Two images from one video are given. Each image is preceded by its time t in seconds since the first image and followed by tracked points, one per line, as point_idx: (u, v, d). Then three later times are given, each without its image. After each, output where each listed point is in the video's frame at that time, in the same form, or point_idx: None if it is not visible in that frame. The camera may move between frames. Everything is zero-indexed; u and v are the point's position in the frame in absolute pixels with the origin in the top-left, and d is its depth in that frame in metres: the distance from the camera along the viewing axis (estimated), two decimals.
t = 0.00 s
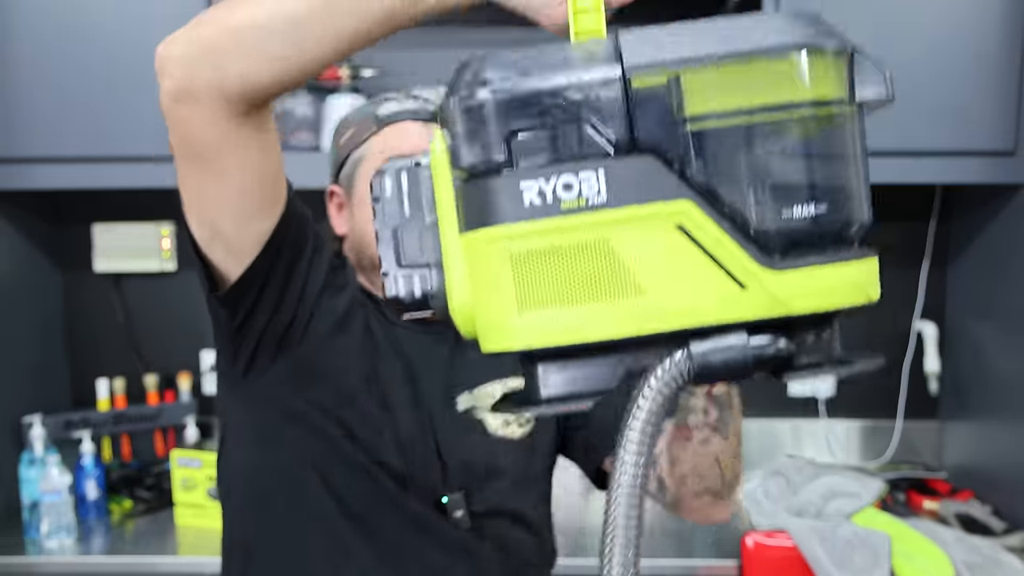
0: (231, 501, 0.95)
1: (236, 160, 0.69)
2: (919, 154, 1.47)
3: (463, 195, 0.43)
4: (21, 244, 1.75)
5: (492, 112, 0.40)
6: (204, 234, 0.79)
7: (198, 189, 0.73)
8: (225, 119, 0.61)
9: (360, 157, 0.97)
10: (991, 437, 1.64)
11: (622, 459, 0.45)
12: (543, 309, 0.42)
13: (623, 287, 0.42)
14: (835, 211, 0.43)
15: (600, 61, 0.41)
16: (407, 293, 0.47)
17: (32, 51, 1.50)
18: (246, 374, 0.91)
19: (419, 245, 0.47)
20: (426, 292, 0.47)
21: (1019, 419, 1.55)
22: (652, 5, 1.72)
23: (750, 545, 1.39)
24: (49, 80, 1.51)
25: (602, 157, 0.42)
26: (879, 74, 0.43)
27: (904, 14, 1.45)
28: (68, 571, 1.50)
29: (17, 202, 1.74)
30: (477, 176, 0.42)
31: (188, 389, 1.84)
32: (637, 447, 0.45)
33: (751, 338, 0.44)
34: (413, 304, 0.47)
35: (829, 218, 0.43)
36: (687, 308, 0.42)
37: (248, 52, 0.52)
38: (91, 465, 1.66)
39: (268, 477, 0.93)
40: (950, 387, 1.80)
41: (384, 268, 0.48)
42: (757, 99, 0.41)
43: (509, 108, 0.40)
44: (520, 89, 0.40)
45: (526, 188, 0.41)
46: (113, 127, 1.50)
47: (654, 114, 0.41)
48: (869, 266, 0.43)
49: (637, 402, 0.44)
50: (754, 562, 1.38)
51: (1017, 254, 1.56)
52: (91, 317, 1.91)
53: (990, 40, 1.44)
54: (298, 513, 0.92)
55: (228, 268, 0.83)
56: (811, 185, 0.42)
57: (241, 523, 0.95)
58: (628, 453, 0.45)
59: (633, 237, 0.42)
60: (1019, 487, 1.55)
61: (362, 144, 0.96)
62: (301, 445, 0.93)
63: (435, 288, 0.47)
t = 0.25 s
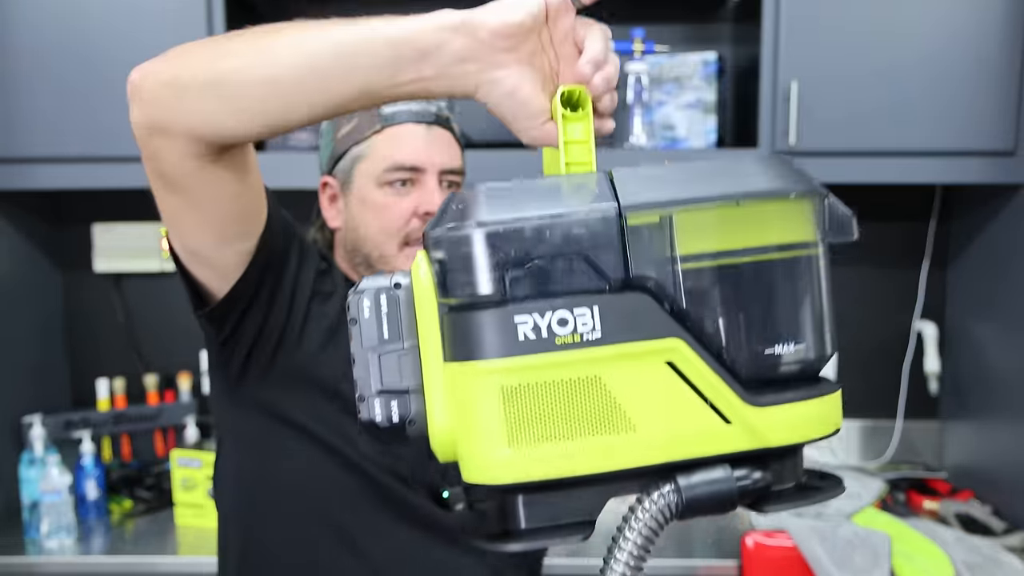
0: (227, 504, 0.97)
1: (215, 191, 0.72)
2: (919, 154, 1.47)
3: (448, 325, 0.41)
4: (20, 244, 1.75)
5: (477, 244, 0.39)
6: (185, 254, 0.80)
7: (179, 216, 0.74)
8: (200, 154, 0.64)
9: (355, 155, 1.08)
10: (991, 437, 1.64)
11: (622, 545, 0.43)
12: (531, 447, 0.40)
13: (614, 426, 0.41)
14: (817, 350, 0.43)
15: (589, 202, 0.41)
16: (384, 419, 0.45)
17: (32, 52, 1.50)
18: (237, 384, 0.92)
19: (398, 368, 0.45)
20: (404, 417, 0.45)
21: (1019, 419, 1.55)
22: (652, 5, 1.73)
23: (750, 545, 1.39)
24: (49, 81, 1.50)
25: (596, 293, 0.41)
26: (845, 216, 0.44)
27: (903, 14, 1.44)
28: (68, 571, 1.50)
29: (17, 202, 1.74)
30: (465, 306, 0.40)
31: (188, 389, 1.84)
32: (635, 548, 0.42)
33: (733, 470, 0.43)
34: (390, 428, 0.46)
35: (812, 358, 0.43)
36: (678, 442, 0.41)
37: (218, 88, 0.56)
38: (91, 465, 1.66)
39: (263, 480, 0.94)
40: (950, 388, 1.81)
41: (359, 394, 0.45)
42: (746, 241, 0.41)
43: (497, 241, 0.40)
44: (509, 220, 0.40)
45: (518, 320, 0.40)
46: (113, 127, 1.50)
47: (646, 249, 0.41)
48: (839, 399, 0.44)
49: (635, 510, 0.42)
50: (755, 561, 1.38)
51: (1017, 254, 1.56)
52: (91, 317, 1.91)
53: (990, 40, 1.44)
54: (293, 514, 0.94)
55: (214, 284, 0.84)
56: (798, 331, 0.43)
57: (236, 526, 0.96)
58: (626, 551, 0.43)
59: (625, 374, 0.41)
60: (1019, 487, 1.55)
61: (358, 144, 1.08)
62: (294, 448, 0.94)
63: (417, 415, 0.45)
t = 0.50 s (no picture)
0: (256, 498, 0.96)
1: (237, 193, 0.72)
2: (920, 154, 1.47)
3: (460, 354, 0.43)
4: (20, 243, 1.75)
5: (490, 275, 0.42)
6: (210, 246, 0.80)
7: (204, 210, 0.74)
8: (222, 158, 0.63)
9: (374, 154, 1.05)
10: (991, 436, 1.64)
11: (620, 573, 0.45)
12: (536, 473, 0.43)
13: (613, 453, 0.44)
14: (786, 394, 0.48)
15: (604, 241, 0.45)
16: (382, 445, 0.44)
17: (32, 52, 1.50)
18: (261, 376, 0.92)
19: (398, 396, 0.44)
20: (401, 446, 0.44)
21: (1019, 418, 1.55)
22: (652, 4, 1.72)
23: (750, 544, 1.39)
24: (49, 80, 1.50)
25: (601, 330, 0.45)
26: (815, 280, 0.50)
27: (903, 13, 1.44)
28: (68, 570, 1.50)
29: (17, 201, 1.74)
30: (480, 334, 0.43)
31: (188, 388, 1.84)
32: None
33: (715, 503, 0.47)
34: (386, 456, 0.44)
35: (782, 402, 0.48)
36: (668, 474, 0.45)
37: (237, 97, 0.55)
38: (90, 464, 1.66)
39: (287, 475, 0.92)
40: (950, 386, 1.80)
41: (355, 417, 0.44)
42: (739, 288, 0.46)
43: (511, 272, 0.42)
44: (528, 252, 0.43)
45: (533, 349, 0.43)
46: (112, 127, 1.50)
47: (648, 291, 0.45)
48: (803, 446, 0.49)
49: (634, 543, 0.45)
50: (755, 561, 1.38)
51: (1017, 253, 1.56)
52: (91, 317, 1.90)
53: (991, 40, 1.44)
54: (316, 511, 0.91)
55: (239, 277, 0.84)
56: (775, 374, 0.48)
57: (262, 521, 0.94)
58: None
59: (627, 405, 0.44)
60: (1019, 486, 1.55)
61: (376, 144, 1.05)
62: (318, 439, 0.91)
63: (413, 443, 0.44)
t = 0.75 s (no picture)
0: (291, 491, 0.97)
1: (268, 199, 0.72)
2: (919, 154, 1.47)
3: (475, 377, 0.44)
4: (20, 243, 1.75)
5: (502, 304, 0.43)
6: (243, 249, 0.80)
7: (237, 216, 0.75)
8: (251, 167, 0.63)
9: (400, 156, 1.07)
10: (991, 436, 1.64)
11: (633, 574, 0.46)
12: (551, 491, 0.44)
13: (625, 470, 0.45)
14: (792, 398, 0.49)
15: (603, 262, 0.45)
16: (405, 467, 0.46)
17: (32, 52, 1.50)
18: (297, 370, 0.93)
19: (419, 419, 0.46)
20: (424, 466, 0.46)
21: (1019, 418, 1.55)
22: (651, 4, 1.72)
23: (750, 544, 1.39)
24: (49, 81, 1.50)
25: (610, 348, 0.45)
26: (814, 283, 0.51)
27: (903, 13, 1.44)
28: (68, 570, 1.50)
29: (17, 200, 1.74)
30: (491, 358, 0.44)
31: (188, 388, 1.84)
32: None
33: (726, 508, 0.47)
34: (409, 478, 0.46)
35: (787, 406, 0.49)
36: (680, 485, 0.46)
37: (262, 115, 0.56)
38: (90, 464, 1.66)
39: (324, 465, 0.93)
40: (950, 387, 1.80)
41: (378, 442, 0.46)
42: (741, 301, 0.47)
43: (522, 298, 0.43)
44: (535, 279, 0.43)
45: (543, 374, 0.43)
46: (113, 127, 1.50)
47: (652, 310, 0.46)
48: (808, 444, 0.50)
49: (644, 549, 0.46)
50: (755, 561, 1.38)
51: (1017, 253, 1.56)
52: (90, 317, 1.90)
53: (990, 40, 1.44)
54: (347, 503, 0.92)
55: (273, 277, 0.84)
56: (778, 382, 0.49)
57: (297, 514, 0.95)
58: None
59: (635, 422, 0.45)
60: (1019, 486, 1.55)
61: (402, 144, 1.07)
62: (349, 429, 0.93)
63: (436, 462, 0.46)
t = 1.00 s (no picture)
0: (311, 491, 0.96)
1: (296, 199, 0.72)
2: (919, 154, 1.47)
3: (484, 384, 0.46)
4: (20, 243, 1.75)
5: (514, 319, 0.44)
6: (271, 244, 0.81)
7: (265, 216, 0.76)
8: (283, 170, 0.64)
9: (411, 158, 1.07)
10: (991, 436, 1.64)
11: None
12: (551, 497, 0.44)
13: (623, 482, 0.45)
14: (802, 417, 0.49)
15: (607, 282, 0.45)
16: (420, 465, 0.49)
17: (33, 52, 1.50)
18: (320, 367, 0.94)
19: (434, 421, 0.49)
20: (438, 464, 0.49)
21: (1019, 418, 1.55)
22: (651, 4, 1.72)
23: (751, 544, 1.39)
24: (49, 81, 1.50)
25: (612, 363, 0.45)
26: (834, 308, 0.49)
27: (903, 13, 1.44)
28: (68, 570, 1.50)
29: (17, 200, 1.74)
30: (499, 369, 0.45)
31: (188, 388, 1.84)
32: None
33: (724, 522, 0.47)
34: (425, 475, 0.49)
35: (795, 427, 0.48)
36: (679, 498, 0.46)
37: (297, 118, 0.57)
38: (90, 464, 1.66)
39: (347, 461, 0.94)
40: (950, 387, 1.80)
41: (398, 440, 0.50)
42: (753, 322, 0.46)
43: (525, 314, 0.44)
44: (541, 296, 0.44)
45: (546, 386, 0.44)
46: (113, 127, 1.50)
47: (656, 328, 0.46)
48: (818, 465, 0.48)
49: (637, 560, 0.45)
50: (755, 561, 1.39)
51: (1016, 253, 1.56)
52: (90, 317, 1.90)
53: (991, 40, 1.44)
54: (367, 494, 0.92)
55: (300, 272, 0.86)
56: (786, 403, 0.48)
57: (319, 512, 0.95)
58: None
59: (636, 435, 0.45)
60: (1019, 487, 1.55)
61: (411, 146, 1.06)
62: (369, 422, 0.94)
63: (449, 461, 0.49)
